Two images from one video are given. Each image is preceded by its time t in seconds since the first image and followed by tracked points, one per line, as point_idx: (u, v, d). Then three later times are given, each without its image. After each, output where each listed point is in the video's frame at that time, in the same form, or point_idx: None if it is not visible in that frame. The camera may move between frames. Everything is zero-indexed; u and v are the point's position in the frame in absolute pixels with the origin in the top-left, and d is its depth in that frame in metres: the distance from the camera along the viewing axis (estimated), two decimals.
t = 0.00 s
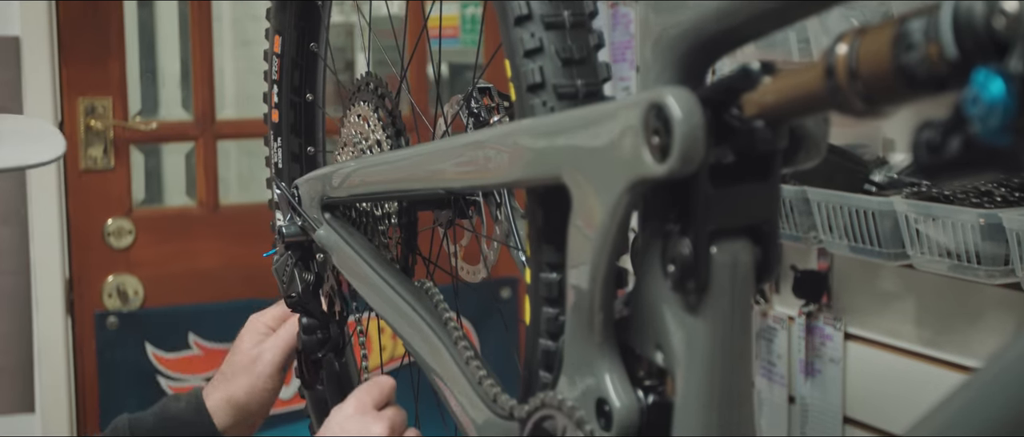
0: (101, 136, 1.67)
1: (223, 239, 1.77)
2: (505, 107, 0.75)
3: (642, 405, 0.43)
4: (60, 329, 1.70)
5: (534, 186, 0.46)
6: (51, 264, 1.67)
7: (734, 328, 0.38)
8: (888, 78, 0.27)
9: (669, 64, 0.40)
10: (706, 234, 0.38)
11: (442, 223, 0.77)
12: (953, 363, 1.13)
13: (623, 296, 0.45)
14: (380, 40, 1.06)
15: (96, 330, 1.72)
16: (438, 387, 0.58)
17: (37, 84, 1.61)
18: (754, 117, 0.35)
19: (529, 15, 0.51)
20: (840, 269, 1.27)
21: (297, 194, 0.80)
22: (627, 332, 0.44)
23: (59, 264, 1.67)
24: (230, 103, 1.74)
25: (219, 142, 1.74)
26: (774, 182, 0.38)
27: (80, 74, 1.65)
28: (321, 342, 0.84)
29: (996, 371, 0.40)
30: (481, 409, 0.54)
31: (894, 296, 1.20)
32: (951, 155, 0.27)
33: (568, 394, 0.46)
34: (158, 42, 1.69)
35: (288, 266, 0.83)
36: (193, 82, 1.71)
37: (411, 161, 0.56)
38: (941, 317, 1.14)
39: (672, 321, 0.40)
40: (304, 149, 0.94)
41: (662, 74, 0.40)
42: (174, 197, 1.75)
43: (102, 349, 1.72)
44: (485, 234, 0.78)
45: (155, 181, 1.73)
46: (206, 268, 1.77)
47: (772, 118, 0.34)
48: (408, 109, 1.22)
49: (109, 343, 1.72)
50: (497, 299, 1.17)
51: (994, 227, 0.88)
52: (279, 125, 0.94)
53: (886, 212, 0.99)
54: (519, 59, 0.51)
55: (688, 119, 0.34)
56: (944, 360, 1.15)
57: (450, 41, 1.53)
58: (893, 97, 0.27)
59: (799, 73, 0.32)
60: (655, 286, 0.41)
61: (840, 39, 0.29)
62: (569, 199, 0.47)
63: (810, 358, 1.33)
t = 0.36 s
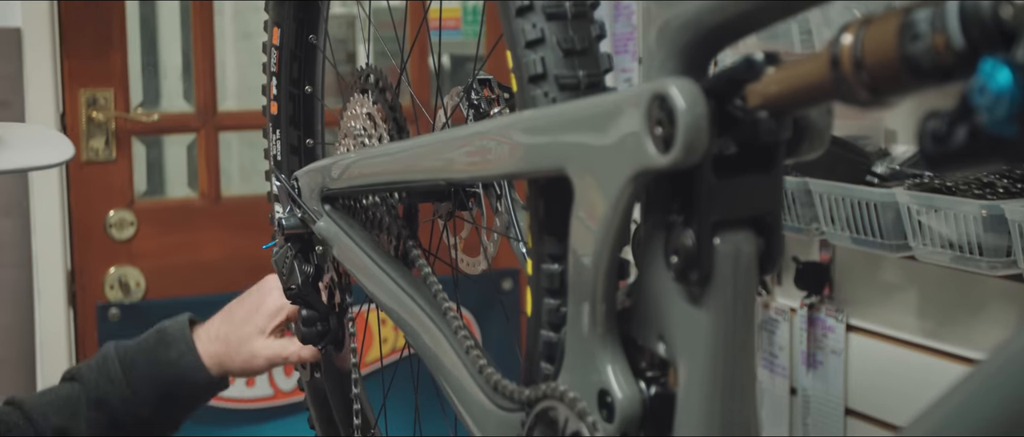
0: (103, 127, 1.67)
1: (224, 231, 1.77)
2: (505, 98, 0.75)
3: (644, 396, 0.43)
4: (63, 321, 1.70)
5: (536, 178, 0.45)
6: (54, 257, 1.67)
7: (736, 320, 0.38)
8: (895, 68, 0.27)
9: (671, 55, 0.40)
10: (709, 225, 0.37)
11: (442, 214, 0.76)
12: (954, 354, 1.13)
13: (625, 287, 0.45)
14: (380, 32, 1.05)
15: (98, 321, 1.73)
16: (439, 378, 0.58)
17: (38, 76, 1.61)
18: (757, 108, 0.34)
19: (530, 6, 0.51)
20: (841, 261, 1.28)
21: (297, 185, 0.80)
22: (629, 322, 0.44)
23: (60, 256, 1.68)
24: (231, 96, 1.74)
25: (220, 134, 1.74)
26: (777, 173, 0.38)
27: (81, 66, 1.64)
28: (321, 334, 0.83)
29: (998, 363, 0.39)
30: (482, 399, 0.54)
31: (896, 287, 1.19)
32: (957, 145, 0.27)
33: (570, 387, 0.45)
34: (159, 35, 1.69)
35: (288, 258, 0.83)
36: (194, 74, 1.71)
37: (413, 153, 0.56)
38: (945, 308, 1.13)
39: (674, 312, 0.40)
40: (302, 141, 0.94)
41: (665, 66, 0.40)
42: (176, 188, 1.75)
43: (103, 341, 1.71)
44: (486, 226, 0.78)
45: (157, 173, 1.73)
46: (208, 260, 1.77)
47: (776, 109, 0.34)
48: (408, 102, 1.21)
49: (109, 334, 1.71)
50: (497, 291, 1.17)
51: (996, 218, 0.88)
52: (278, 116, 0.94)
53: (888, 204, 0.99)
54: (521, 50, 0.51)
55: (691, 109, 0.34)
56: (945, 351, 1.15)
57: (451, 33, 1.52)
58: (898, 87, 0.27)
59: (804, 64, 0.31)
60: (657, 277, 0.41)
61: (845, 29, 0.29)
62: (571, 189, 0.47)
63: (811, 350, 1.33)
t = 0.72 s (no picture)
0: (105, 119, 1.67)
1: (229, 223, 1.78)
2: (511, 89, 0.75)
3: (646, 387, 0.43)
4: (65, 312, 1.70)
5: (538, 168, 0.45)
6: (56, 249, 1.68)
7: (738, 310, 0.38)
8: (894, 60, 0.27)
9: (673, 47, 0.40)
10: (710, 216, 0.38)
11: (447, 205, 0.77)
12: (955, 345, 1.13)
13: (627, 277, 0.45)
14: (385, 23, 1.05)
15: (99, 314, 1.73)
16: (443, 368, 0.59)
17: (40, 68, 1.60)
18: (758, 99, 0.35)
19: None
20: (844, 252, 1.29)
21: (302, 176, 0.80)
22: (631, 313, 0.45)
23: (63, 248, 1.69)
24: (235, 86, 1.74)
25: (223, 126, 1.74)
26: (778, 164, 0.38)
27: (83, 57, 1.64)
28: (327, 323, 0.83)
29: (996, 354, 0.40)
30: (487, 391, 0.54)
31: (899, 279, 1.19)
32: (954, 135, 0.27)
33: (573, 378, 0.46)
34: (161, 27, 1.69)
35: (294, 248, 0.82)
36: (196, 66, 1.71)
37: (417, 143, 0.56)
38: (948, 299, 1.14)
39: (676, 303, 0.40)
40: (309, 131, 0.94)
41: (666, 57, 0.40)
42: (179, 180, 1.76)
43: (105, 332, 1.72)
44: (491, 217, 0.78)
45: (159, 164, 1.74)
46: (212, 251, 1.78)
47: (777, 100, 0.34)
48: (411, 94, 1.21)
49: (110, 327, 1.72)
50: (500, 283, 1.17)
51: (998, 210, 0.88)
52: (286, 107, 0.94)
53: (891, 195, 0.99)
54: (524, 41, 0.51)
55: (692, 100, 0.34)
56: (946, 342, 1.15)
57: (454, 25, 1.52)
58: (896, 78, 0.27)
59: (803, 55, 0.31)
60: (658, 267, 0.41)
61: (844, 20, 0.29)
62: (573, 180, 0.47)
63: (813, 342, 1.33)
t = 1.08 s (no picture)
0: (106, 106, 1.67)
1: (232, 210, 1.78)
2: (511, 76, 0.75)
3: (647, 374, 0.43)
4: (67, 299, 1.70)
5: (539, 155, 0.45)
6: (58, 237, 1.68)
7: (739, 297, 0.38)
8: (897, 47, 0.27)
9: (675, 33, 0.40)
10: (711, 203, 0.38)
11: (448, 192, 0.77)
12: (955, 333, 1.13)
13: (628, 265, 0.45)
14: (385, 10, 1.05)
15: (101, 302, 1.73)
16: (444, 355, 0.59)
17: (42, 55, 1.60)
18: (760, 85, 0.34)
19: None
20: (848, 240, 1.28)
21: (303, 163, 0.80)
22: (632, 300, 0.45)
23: (65, 237, 1.69)
24: (236, 74, 1.74)
25: (224, 114, 1.74)
26: (780, 150, 0.38)
27: (85, 44, 1.65)
28: (328, 310, 0.83)
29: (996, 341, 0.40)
30: (488, 378, 0.54)
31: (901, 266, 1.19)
32: (957, 122, 0.27)
33: (574, 365, 0.46)
34: (162, 15, 1.69)
35: (294, 235, 0.82)
36: (197, 53, 1.71)
37: (418, 130, 0.56)
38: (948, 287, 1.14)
39: (677, 290, 0.40)
40: (310, 118, 0.94)
41: (668, 43, 0.40)
42: (181, 168, 1.76)
43: (107, 319, 1.72)
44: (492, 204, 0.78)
45: (161, 151, 1.73)
46: (214, 240, 1.78)
47: (779, 86, 0.34)
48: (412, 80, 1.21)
49: (113, 314, 1.72)
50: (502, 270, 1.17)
51: (1001, 197, 0.88)
52: (286, 94, 0.94)
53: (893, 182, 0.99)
54: (525, 27, 0.51)
55: (693, 86, 0.34)
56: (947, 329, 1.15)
57: (456, 13, 1.51)
58: (900, 65, 0.27)
59: (806, 41, 0.31)
60: (659, 254, 0.41)
61: (847, 7, 0.29)
62: (574, 167, 0.47)
63: (815, 329, 1.35)
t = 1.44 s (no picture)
0: (108, 95, 1.66)
1: (234, 200, 1.78)
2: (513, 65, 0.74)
3: (650, 362, 0.43)
4: (70, 288, 1.71)
5: (542, 143, 0.45)
6: (61, 225, 1.68)
7: (741, 285, 0.38)
8: (901, 34, 0.27)
9: (678, 20, 0.39)
10: (714, 191, 0.38)
11: (449, 180, 0.77)
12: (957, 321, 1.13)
13: (631, 253, 0.45)
14: None
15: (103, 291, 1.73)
16: (447, 343, 0.59)
17: (44, 44, 1.60)
18: (764, 73, 0.34)
19: None
20: (849, 229, 1.28)
21: (305, 152, 0.80)
22: (635, 288, 0.45)
23: (67, 226, 1.69)
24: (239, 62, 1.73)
25: (226, 103, 1.74)
26: (783, 138, 0.38)
27: (87, 33, 1.64)
28: (330, 299, 0.83)
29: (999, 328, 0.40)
30: (491, 367, 0.54)
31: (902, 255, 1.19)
32: (962, 109, 0.27)
33: (576, 353, 0.46)
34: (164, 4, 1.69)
35: (296, 224, 0.82)
36: (199, 43, 1.71)
37: (420, 118, 0.56)
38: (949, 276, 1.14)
39: (680, 278, 0.40)
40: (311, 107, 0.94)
41: (672, 30, 0.40)
42: (184, 157, 1.76)
43: (109, 308, 1.73)
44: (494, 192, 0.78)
45: (163, 141, 1.73)
46: (216, 229, 1.78)
47: (782, 73, 0.34)
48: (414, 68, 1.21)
49: (115, 304, 1.73)
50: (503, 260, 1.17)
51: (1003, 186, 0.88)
52: (288, 83, 0.94)
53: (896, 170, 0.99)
54: (528, 15, 0.51)
55: (696, 74, 0.34)
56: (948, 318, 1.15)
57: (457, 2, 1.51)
58: (905, 52, 0.27)
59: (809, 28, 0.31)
60: (662, 242, 0.41)
61: None
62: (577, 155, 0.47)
63: (817, 318, 1.35)
